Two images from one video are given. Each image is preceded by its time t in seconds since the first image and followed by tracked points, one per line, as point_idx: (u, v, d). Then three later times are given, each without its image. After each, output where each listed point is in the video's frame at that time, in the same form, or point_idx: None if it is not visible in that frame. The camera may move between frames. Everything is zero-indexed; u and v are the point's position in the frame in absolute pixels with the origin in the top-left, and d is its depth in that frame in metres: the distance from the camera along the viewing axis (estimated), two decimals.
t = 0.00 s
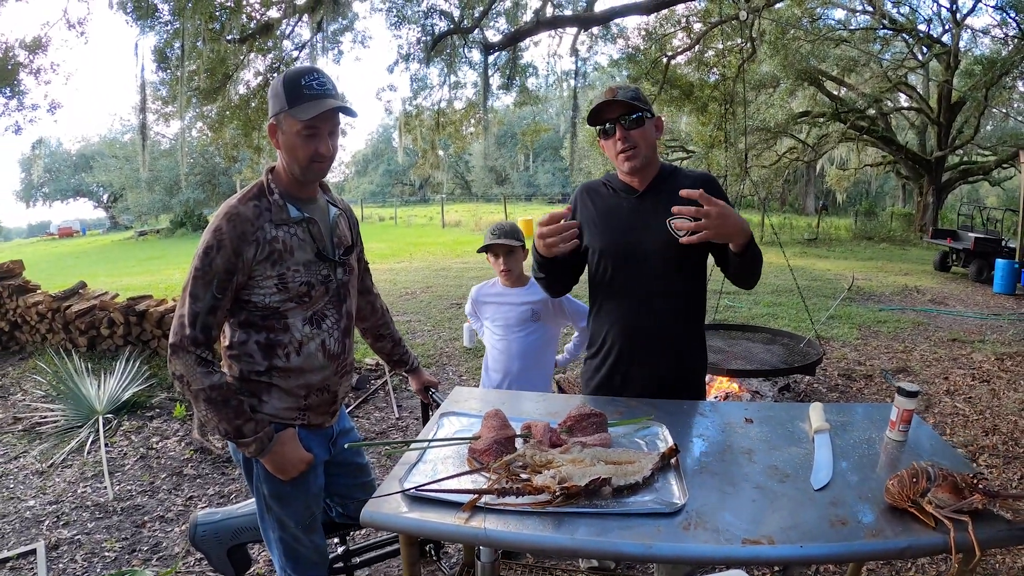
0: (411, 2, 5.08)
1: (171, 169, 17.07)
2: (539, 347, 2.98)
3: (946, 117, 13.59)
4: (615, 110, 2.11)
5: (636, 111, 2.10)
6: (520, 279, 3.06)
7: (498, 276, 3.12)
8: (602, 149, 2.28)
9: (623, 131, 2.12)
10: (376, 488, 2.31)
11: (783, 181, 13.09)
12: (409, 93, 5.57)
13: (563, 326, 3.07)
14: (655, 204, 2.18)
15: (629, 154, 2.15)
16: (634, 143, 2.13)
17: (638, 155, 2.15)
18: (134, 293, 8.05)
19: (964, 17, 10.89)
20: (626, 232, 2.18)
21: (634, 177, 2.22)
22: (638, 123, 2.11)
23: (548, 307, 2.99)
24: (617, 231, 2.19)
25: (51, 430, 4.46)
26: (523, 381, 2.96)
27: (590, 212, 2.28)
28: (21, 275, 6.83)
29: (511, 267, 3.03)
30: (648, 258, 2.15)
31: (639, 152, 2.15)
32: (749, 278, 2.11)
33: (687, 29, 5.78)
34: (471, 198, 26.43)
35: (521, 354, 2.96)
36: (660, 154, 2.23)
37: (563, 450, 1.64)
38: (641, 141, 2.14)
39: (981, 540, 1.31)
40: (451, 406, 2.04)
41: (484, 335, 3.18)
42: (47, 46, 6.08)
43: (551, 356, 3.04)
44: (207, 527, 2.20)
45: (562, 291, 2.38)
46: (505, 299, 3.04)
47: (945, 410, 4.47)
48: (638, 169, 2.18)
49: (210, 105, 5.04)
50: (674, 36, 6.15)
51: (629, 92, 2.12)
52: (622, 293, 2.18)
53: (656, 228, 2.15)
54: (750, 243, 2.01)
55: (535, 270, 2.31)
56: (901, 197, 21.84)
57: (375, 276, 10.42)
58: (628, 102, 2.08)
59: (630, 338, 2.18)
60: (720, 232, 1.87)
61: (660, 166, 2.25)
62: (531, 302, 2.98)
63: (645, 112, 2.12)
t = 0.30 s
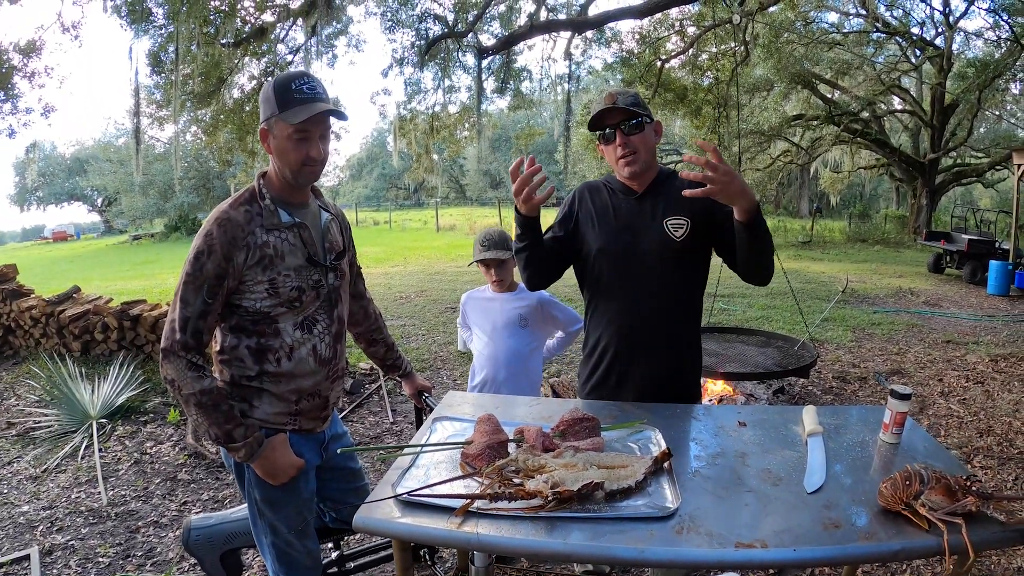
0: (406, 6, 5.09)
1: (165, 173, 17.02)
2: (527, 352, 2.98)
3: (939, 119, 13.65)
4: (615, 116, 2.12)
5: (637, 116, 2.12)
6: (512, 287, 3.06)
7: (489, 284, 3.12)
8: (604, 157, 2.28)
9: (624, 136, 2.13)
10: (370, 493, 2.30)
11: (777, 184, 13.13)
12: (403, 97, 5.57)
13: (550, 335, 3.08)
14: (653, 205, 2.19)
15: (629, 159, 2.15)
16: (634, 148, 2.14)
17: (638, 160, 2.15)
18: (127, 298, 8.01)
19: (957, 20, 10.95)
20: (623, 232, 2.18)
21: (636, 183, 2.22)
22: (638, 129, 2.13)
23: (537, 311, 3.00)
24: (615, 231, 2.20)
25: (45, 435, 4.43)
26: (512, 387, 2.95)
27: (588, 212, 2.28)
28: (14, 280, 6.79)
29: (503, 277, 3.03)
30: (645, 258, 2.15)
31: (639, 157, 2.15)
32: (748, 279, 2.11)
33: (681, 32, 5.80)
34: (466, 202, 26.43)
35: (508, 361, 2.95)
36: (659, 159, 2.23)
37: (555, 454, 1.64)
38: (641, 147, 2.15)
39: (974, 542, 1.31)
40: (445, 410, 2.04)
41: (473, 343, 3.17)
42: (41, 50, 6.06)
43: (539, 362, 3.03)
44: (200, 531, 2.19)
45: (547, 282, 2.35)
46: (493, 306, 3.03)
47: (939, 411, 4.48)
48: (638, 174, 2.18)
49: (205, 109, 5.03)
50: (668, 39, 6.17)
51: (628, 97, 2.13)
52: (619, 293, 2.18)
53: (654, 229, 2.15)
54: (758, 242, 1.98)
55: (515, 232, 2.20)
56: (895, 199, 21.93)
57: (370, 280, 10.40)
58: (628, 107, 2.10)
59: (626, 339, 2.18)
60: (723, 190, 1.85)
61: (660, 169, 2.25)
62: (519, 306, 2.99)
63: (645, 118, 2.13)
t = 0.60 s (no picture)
0: (410, 7, 5.09)
1: (168, 171, 17.04)
2: (527, 357, 2.98)
3: (942, 124, 13.65)
4: (625, 119, 2.11)
5: (647, 120, 2.11)
6: (518, 293, 3.07)
7: (493, 289, 3.11)
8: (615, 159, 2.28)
9: (633, 139, 2.12)
10: (370, 493, 2.30)
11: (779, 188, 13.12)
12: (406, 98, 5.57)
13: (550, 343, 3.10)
14: (663, 208, 2.18)
15: (639, 162, 2.14)
16: (644, 151, 2.13)
17: (648, 162, 2.14)
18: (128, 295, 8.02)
19: (960, 26, 10.95)
20: (633, 236, 2.18)
21: (646, 185, 2.21)
22: (648, 132, 2.12)
23: (540, 316, 3.02)
24: (625, 234, 2.20)
25: (45, 431, 4.44)
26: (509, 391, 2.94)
27: (599, 214, 2.29)
28: (16, 277, 6.80)
29: (509, 282, 3.02)
30: (656, 262, 2.15)
31: (649, 160, 2.14)
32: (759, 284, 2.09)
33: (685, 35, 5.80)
34: (468, 203, 26.47)
35: (508, 368, 2.95)
36: (669, 161, 2.22)
37: (556, 456, 1.64)
38: (651, 150, 2.14)
39: (974, 548, 1.31)
40: (446, 411, 2.04)
41: (472, 345, 3.17)
42: (46, 47, 6.07)
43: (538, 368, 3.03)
44: (200, 527, 2.19)
45: (560, 286, 2.37)
46: (497, 311, 3.03)
47: (940, 416, 4.48)
48: (648, 176, 2.17)
49: (208, 108, 5.03)
50: (672, 42, 6.18)
51: (638, 100, 2.12)
52: (628, 295, 2.18)
53: (664, 232, 2.15)
54: (768, 248, 1.98)
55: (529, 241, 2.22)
56: (897, 205, 21.92)
57: (371, 280, 10.41)
58: (639, 110, 2.09)
59: (635, 341, 2.18)
60: (736, 203, 1.84)
61: (670, 172, 2.24)
62: (522, 311, 3.00)
63: (655, 120, 2.11)
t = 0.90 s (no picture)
0: (406, 9, 5.10)
1: (164, 173, 17.01)
2: (519, 362, 2.98)
3: (938, 125, 13.69)
4: (631, 128, 2.09)
5: (653, 127, 2.09)
6: (511, 294, 3.08)
7: (485, 290, 3.11)
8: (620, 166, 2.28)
9: (641, 149, 2.12)
10: (367, 495, 2.30)
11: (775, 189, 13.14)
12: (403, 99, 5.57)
13: (543, 346, 3.11)
14: (667, 210, 2.18)
15: (646, 170, 2.15)
16: (651, 158, 2.13)
17: (654, 169, 2.15)
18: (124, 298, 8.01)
19: (956, 26, 10.98)
20: (638, 239, 2.19)
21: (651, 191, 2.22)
22: (655, 139, 2.11)
23: (533, 320, 3.02)
24: (629, 237, 2.20)
25: (42, 434, 4.42)
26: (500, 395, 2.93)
27: (604, 217, 2.29)
28: (12, 280, 6.78)
29: (503, 282, 3.02)
30: (659, 265, 2.15)
31: (655, 167, 2.15)
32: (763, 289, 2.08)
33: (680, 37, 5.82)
34: (465, 205, 26.48)
35: (504, 372, 2.94)
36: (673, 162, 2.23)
37: (553, 458, 1.64)
38: (658, 158, 2.14)
39: (970, 548, 1.31)
40: (443, 414, 2.04)
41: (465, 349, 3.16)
42: (42, 49, 6.06)
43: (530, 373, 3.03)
44: (196, 529, 2.18)
45: (568, 289, 2.37)
46: (491, 314, 3.03)
47: (937, 417, 4.49)
48: (655, 183, 2.18)
49: (204, 110, 5.03)
50: (668, 44, 6.20)
51: (645, 107, 2.11)
52: (632, 298, 2.18)
53: (667, 236, 2.15)
54: (771, 252, 1.97)
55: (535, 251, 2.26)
56: (894, 205, 21.97)
57: (368, 282, 10.40)
58: (642, 119, 2.08)
59: (638, 343, 2.18)
60: (739, 207, 1.85)
61: (674, 172, 2.25)
62: (515, 314, 3.01)
63: (660, 127, 2.10)
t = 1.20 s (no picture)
0: (405, 9, 5.10)
1: (163, 173, 17.00)
2: (516, 358, 2.98)
3: (936, 126, 13.71)
4: (644, 117, 2.13)
5: (665, 121, 2.12)
6: (502, 291, 3.07)
7: (476, 289, 3.11)
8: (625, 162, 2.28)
9: (649, 139, 2.13)
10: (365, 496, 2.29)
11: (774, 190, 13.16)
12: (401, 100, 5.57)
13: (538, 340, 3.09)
14: (668, 213, 2.18)
15: (652, 162, 2.14)
16: (658, 152, 2.14)
17: (660, 164, 2.14)
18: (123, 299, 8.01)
19: (954, 27, 11.00)
20: (638, 242, 2.19)
21: (654, 187, 2.21)
22: (665, 133, 2.13)
23: (525, 316, 3.01)
24: (629, 241, 2.20)
25: (40, 435, 4.42)
26: (502, 394, 2.95)
27: (606, 218, 2.29)
28: (10, 280, 6.77)
29: (493, 279, 3.02)
30: (660, 267, 2.15)
31: (661, 161, 2.15)
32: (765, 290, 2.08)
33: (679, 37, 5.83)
34: (463, 206, 26.49)
35: (499, 370, 2.95)
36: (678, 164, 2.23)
37: (551, 459, 1.64)
38: (665, 152, 2.15)
39: (967, 549, 1.31)
40: (440, 415, 2.04)
41: (462, 348, 3.16)
42: (41, 49, 6.05)
43: (528, 368, 3.04)
44: (195, 529, 2.18)
45: (565, 284, 2.38)
46: (482, 313, 3.03)
47: (934, 417, 4.50)
48: (658, 178, 2.17)
49: (203, 110, 5.02)
50: (666, 45, 6.21)
51: (659, 101, 2.14)
52: (633, 300, 2.19)
53: (668, 239, 2.15)
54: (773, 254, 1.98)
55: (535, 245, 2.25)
56: (892, 206, 21.99)
57: (366, 283, 10.40)
58: (659, 110, 2.11)
59: (639, 345, 2.19)
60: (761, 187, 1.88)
61: (677, 173, 2.25)
62: (507, 311, 2.99)
63: (671, 123, 2.13)
